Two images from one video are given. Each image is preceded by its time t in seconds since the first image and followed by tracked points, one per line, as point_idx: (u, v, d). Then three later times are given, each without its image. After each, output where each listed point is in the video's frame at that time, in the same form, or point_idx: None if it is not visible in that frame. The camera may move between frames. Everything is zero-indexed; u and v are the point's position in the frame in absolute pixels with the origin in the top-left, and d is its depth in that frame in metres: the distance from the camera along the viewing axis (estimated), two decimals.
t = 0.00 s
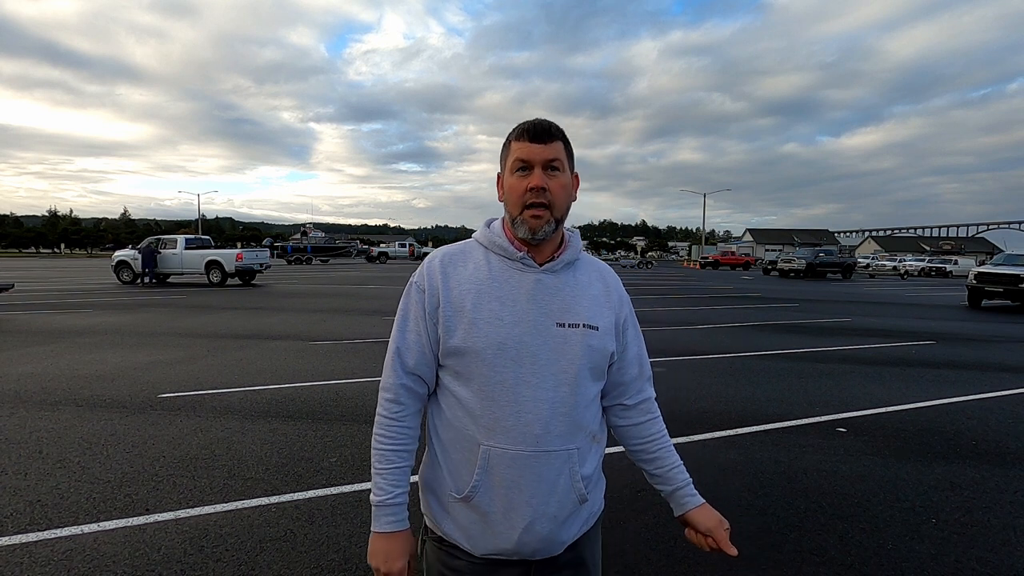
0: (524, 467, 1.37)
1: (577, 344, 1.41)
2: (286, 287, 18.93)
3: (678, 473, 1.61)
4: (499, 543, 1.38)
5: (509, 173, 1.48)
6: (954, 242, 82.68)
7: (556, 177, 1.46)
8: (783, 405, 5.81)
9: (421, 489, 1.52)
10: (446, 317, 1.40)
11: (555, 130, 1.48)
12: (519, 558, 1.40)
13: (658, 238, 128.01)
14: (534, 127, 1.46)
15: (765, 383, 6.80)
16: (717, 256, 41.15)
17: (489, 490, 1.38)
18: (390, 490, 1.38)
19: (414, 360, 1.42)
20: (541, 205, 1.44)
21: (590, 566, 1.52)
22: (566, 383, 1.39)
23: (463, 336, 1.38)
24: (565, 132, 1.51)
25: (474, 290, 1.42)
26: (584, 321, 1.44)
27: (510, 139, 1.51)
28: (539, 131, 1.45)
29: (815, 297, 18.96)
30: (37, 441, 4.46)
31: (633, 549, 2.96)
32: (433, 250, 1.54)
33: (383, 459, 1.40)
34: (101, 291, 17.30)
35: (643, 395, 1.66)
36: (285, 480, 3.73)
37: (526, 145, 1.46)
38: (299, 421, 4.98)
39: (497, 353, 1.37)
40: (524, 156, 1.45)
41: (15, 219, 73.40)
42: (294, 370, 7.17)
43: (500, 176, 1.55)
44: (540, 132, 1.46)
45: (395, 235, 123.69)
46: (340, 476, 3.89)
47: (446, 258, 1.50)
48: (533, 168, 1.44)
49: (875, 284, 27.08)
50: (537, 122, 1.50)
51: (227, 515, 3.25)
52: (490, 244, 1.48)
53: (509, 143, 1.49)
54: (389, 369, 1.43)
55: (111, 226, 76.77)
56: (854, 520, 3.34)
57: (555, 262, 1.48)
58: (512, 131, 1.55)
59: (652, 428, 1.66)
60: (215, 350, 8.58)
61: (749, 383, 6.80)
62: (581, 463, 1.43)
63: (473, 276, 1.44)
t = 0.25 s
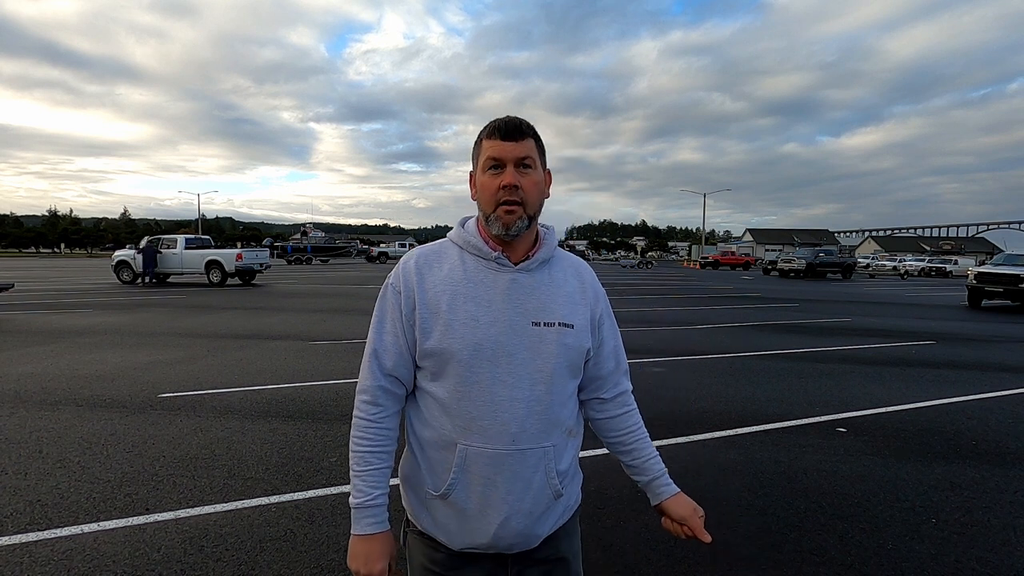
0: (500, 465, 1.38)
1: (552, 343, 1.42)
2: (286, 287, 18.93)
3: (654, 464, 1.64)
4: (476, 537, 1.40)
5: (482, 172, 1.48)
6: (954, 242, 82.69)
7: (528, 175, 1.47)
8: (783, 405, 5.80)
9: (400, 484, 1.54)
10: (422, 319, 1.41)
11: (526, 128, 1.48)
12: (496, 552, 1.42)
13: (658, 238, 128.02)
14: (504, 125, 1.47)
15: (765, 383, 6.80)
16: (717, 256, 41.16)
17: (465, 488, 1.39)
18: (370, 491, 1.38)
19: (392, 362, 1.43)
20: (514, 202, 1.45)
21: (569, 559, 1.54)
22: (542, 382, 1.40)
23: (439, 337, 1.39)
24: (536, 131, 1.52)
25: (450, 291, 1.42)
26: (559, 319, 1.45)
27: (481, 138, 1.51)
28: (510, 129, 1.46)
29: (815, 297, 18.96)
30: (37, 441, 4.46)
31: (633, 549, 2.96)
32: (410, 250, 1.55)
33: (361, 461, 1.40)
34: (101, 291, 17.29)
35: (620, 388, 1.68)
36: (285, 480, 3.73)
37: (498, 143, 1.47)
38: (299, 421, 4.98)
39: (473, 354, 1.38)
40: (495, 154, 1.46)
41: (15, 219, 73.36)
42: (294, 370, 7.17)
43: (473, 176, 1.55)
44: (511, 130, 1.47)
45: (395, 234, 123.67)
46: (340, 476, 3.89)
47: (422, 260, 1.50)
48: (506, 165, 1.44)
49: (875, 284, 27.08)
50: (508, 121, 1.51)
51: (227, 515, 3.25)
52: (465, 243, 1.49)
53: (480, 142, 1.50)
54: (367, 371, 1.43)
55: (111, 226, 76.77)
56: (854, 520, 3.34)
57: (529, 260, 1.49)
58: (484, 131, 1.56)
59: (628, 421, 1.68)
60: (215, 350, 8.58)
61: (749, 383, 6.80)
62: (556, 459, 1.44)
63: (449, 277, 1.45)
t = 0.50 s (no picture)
0: (479, 466, 1.41)
1: (529, 345, 1.45)
2: (286, 287, 18.93)
3: (631, 458, 1.67)
4: (456, 534, 1.43)
5: (454, 176, 1.47)
6: (954, 242, 82.68)
7: (500, 177, 1.46)
8: (783, 405, 5.80)
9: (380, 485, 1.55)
10: (400, 325, 1.41)
11: (496, 129, 1.47)
12: (475, 548, 1.45)
13: (658, 238, 128.04)
14: (474, 128, 1.46)
15: (764, 383, 6.80)
16: (717, 256, 41.16)
17: (445, 488, 1.41)
18: (360, 495, 1.37)
19: (372, 368, 1.43)
20: (488, 207, 1.44)
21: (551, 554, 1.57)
22: (519, 383, 1.43)
23: (417, 343, 1.40)
24: (507, 131, 1.51)
25: (428, 296, 1.43)
26: (536, 321, 1.47)
27: (452, 141, 1.50)
28: (480, 132, 1.45)
29: (815, 297, 18.95)
30: (37, 441, 4.46)
31: (633, 549, 2.96)
32: (386, 253, 1.54)
33: (348, 466, 1.39)
34: (101, 291, 17.28)
35: (598, 383, 1.70)
36: (285, 480, 3.73)
37: (468, 147, 1.46)
38: (299, 421, 4.98)
39: (451, 358, 1.39)
40: (467, 158, 1.45)
41: (14, 219, 73.36)
42: (294, 370, 7.17)
43: (445, 179, 1.55)
44: (481, 133, 1.46)
45: (395, 234, 123.67)
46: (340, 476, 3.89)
47: (399, 263, 1.49)
48: (478, 170, 1.44)
49: (875, 284, 27.08)
50: (478, 122, 1.50)
51: (227, 515, 3.25)
52: (440, 248, 1.49)
53: (451, 146, 1.48)
54: (346, 378, 1.42)
55: (111, 226, 76.79)
56: (854, 520, 3.34)
57: (505, 263, 1.50)
58: (454, 133, 1.54)
59: (606, 415, 1.70)
60: (215, 350, 8.58)
61: (749, 383, 6.80)
62: (533, 457, 1.48)
63: (426, 282, 1.45)
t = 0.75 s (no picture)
0: (466, 465, 1.42)
1: (514, 344, 1.46)
2: (286, 287, 18.93)
3: (614, 452, 1.69)
4: (444, 533, 1.44)
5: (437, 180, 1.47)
6: (954, 242, 82.67)
7: (484, 182, 1.46)
8: (783, 405, 5.80)
9: (365, 486, 1.55)
10: (385, 328, 1.41)
11: (480, 134, 1.47)
12: (463, 545, 1.47)
13: (658, 238, 128.05)
14: (458, 134, 1.46)
15: (763, 383, 6.81)
16: (717, 256, 41.15)
17: (433, 488, 1.42)
18: (343, 500, 1.38)
19: (356, 372, 1.43)
20: (471, 213, 1.45)
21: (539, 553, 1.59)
22: (505, 383, 1.44)
23: (402, 346, 1.40)
24: (491, 137, 1.51)
25: (413, 299, 1.43)
26: (520, 320, 1.48)
27: (435, 145, 1.50)
28: (464, 138, 1.45)
29: (815, 297, 18.95)
30: (37, 441, 4.46)
31: (632, 549, 2.97)
32: (368, 256, 1.53)
33: (331, 471, 1.39)
34: (101, 291, 17.28)
35: (581, 378, 1.72)
36: (285, 480, 3.73)
37: (452, 152, 1.46)
38: (299, 421, 4.98)
39: (437, 360, 1.40)
40: (451, 164, 1.45)
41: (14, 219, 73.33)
42: (294, 370, 7.16)
43: (428, 183, 1.54)
44: (465, 138, 1.46)
45: (395, 234, 123.67)
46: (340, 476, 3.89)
47: (382, 266, 1.49)
48: (461, 175, 1.44)
49: (876, 284, 27.07)
50: (461, 126, 1.49)
51: (227, 515, 3.25)
52: (423, 250, 1.49)
53: (434, 150, 1.48)
54: (330, 382, 1.42)
55: (111, 225, 76.78)
56: (854, 520, 3.34)
57: (488, 264, 1.50)
58: (438, 136, 1.54)
59: (589, 410, 1.72)
60: (215, 350, 8.58)
61: (749, 383, 6.80)
62: (519, 454, 1.49)
63: (411, 285, 1.45)
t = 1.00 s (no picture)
0: (457, 463, 1.41)
1: (505, 342, 1.45)
2: (286, 288, 18.93)
3: (604, 453, 1.69)
4: (435, 532, 1.43)
5: (428, 180, 1.48)
6: (954, 242, 82.66)
7: (474, 183, 1.47)
8: (783, 405, 5.80)
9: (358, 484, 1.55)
10: (376, 326, 1.41)
11: (470, 135, 1.48)
12: (455, 545, 1.46)
13: (658, 238, 128.05)
14: (448, 133, 1.46)
15: (763, 383, 6.80)
16: (717, 256, 41.16)
17: (424, 486, 1.42)
18: (331, 499, 1.37)
19: (348, 370, 1.42)
20: (462, 212, 1.45)
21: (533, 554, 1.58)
22: (496, 381, 1.43)
23: (393, 344, 1.40)
24: (481, 137, 1.51)
25: (404, 297, 1.43)
26: (511, 319, 1.48)
27: (426, 145, 1.50)
28: (453, 137, 1.45)
29: (815, 297, 18.94)
30: (37, 441, 4.45)
31: (632, 549, 2.96)
32: (359, 255, 1.53)
33: (321, 470, 1.38)
34: (101, 291, 17.27)
35: (574, 378, 1.71)
36: (285, 480, 3.72)
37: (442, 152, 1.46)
38: (299, 421, 4.97)
39: (428, 358, 1.39)
40: (441, 163, 1.45)
41: (14, 219, 73.31)
42: (294, 370, 7.16)
43: (419, 182, 1.55)
44: (455, 138, 1.46)
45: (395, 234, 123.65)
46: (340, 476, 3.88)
47: (374, 265, 1.48)
48: (451, 175, 1.44)
49: (876, 284, 27.08)
50: (452, 127, 1.50)
51: (227, 515, 3.24)
52: (413, 249, 1.49)
53: (425, 149, 1.48)
54: (321, 380, 1.41)
55: (111, 225, 76.77)
56: (854, 520, 3.33)
57: (479, 262, 1.50)
58: (428, 137, 1.54)
59: (581, 411, 1.71)
60: (215, 350, 8.58)
61: (749, 383, 6.79)
62: (512, 453, 1.48)
63: (402, 283, 1.44)
